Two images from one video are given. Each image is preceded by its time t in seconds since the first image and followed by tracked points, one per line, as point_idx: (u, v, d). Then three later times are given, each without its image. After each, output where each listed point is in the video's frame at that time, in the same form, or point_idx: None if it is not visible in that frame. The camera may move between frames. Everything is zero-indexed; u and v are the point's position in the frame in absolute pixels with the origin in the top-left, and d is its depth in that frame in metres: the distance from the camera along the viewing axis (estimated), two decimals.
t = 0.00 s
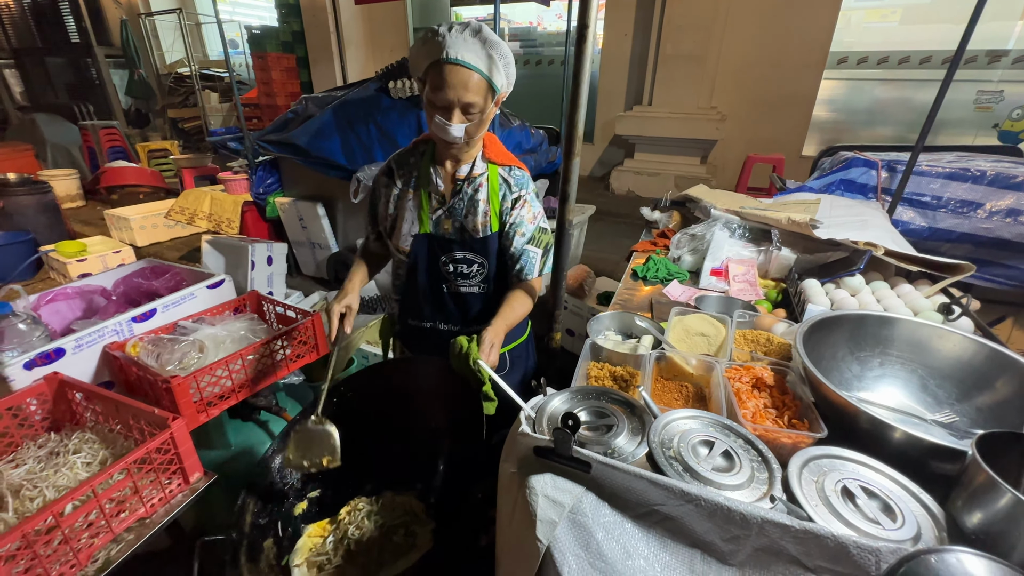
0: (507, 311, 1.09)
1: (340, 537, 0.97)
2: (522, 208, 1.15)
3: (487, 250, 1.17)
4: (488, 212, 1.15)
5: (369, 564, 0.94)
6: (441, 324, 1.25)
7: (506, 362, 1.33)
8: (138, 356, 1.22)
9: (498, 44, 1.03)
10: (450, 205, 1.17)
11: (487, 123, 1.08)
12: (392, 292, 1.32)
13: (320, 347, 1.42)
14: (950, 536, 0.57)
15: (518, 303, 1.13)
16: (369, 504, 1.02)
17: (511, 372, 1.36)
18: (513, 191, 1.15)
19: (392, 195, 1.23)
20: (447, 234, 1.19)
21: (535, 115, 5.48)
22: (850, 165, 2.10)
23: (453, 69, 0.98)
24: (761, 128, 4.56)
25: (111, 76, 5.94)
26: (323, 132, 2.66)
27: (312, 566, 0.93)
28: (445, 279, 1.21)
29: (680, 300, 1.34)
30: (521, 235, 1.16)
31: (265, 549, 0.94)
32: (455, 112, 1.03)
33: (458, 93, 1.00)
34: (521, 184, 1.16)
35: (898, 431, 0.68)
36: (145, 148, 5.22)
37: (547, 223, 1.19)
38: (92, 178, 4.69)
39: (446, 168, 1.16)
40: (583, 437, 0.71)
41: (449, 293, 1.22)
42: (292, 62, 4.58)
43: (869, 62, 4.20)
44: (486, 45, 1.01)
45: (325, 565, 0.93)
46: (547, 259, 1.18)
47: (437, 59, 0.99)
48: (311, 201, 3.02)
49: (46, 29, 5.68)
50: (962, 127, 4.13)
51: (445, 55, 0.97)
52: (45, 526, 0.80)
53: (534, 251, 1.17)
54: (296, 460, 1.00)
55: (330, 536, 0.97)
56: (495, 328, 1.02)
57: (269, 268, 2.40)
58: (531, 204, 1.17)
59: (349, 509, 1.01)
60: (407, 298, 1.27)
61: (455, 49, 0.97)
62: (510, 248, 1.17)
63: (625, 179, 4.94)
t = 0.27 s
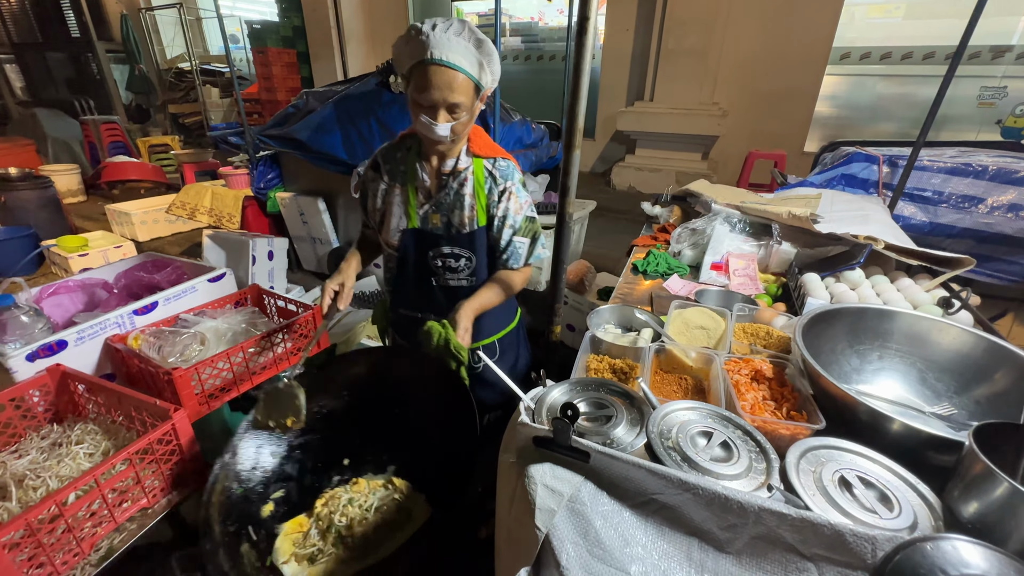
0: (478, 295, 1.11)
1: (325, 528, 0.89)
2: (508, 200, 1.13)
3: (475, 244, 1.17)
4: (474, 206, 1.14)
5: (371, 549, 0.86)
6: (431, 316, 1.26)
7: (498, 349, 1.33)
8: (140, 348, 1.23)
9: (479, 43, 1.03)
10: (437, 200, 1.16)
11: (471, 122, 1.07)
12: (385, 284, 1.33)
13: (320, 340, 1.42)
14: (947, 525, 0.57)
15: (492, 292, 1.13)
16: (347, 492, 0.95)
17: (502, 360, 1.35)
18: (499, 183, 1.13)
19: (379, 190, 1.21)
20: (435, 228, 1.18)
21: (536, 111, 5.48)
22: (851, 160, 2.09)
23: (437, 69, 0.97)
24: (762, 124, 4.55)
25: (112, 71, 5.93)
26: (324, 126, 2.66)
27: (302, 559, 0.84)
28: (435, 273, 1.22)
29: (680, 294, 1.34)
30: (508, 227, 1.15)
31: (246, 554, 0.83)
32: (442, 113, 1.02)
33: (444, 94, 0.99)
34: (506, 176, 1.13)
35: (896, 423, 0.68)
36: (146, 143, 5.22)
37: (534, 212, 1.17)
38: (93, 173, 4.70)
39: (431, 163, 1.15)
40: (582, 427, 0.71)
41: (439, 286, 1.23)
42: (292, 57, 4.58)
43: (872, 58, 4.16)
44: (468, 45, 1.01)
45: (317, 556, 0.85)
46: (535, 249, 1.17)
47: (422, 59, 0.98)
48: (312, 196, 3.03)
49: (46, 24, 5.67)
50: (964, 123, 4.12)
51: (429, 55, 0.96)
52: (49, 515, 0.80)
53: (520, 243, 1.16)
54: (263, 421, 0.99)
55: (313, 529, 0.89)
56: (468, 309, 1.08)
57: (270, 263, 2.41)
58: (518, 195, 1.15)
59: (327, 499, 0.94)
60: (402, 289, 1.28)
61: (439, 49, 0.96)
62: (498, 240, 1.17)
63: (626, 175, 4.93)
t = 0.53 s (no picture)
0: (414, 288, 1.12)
1: (289, 530, 0.82)
2: (470, 196, 1.12)
3: (436, 237, 1.15)
4: (438, 198, 1.12)
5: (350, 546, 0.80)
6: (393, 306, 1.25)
7: (465, 338, 1.27)
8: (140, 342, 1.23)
9: (453, 38, 1.02)
10: (404, 190, 1.13)
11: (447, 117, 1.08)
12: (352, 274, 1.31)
13: (320, 335, 1.42)
14: (948, 517, 0.57)
15: (427, 285, 1.14)
16: (295, 493, 0.87)
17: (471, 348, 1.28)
18: (463, 179, 1.12)
19: (347, 180, 1.18)
20: (402, 219, 1.15)
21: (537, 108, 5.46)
22: (853, 156, 2.09)
23: (416, 66, 0.97)
24: (764, 120, 4.54)
25: (111, 67, 5.91)
26: (324, 121, 2.65)
27: (278, 565, 0.78)
28: (398, 264, 1.20)
29: (681, 289, 1.34)
30: (465, 222, 1.13)
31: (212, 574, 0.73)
32: (421, 109, 1.02)
33: (423, 91, 0.99)
34: (471, 172, 1.12)
35: (897, 416, 0.69)
36: (145, 139, 5.20)
37: (493, 211, 1.16)
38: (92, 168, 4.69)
39: (400, 156, 1.13)
40: (582, 420, 0.71)
41: (401, 276, 1.21)
42: (292, 53, 4.56)
43: (873, 55, 4.15)
44: (444, 40, 1.00)
45: (294, 559, 0.79)
46: (489, 246, 1.17)
47: (399, 56, 0.98)
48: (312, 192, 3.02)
49: (45, 19, 5.65)
50: (966, 120, 4.11)
51: (408, 52, 0.96)
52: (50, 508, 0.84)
53: (476, 238, 1.14)
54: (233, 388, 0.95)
55: (276, 536, 0.81)
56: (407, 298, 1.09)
57: (270, 258, 2.40)
58: (480, 192, 1.14)
59: (271, 508, 0.85)
60: (367, 278, 1.25)
61: (416, 46, 0.96)
62: (456, 235, 1.15)
63: (627, 172, 4.92)
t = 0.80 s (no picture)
0: (394, 291, 1.09)
1: (277, 541, 0.93)
2: (453, 197, 1.11)
3: (417, 235, 1.15)
4: (422, 196, 1.12)
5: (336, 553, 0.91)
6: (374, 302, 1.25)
7: (448, 334, 1.28)
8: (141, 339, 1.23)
9: (443, 36, 1.02)
10: (389, 187, 1.14)
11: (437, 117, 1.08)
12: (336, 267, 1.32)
13: (319, 331, 1.42)
14: (949, 514, 0.57)
15: (409, 286, 1.12)
16: (277, 507, 0.98)
17: (455, 344, 1.30)
18: (448, 179, 1.11)
19: (334, 174, 1.20)
20: (385, 216, 1.16)
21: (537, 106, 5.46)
22: (853, 155, 2.09)
23: (408, 64, 0.98)
24: (764, 119, 4.55)
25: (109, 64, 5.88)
26: (324, 119, 2.65)
27: None
28: (381, 259, 1.20)
29: (682, 287, 1.34)
30: (446, 222, 1.13)
31: None
32: (411, 106, 1.02)
33: (412, 88, 0.99)
34: (456, 173, 1.12)
35: (898, 413, 0.69)
36: (144, 136, 5.19)
37: (476, 213, 1.15)
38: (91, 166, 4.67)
39: (387, 154, 1.13)
40: (584, 416, 0.72)
41: (383, 272, 1.21)
42: (292, 50, 4.55)
43: (873, 54, 4.15)
44: (435, 39, 1.00)
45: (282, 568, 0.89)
46: (467, 248, 1.15)
47: (392, 55, 0.98)
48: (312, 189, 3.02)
49: (44, 16, 5.63)
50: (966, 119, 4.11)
51: (400, 51, 0.97)
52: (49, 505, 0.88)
53: (456, 238, 1.14)
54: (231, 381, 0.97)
55: (265, 546, 0.91)
56: (385, 301, 1.06)
57: (270, 256, 2.40)
58: (463, 194, 1.13)
59: (253, 518, 0.96)
60: (349, 273, 1.26)
61: (409, 46, 0.96)
62: (437, 234, 1.15)
63: (627, 170, 4.90)
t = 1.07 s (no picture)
0: (400, 293, 1.09)
1: (274, 534, 0.92)
2: (456, 194, 1.10)
3: (421, 232, 1.14)
4: (425, 193, 1.11)
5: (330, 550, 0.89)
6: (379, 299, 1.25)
7: (452, 334, 1.25)
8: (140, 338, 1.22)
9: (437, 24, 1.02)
10: (391, 185, 1.13)
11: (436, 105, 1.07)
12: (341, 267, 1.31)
13: (319, 330, 1.42)
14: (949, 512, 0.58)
15: (414, 287, 1.11)
16: (276, 502, 0.98)
17: (460, 344, 1.27)
18: (450, 176, 1.10)
19: (337, 173, 1.20)
20: (388, 214, 1.15)
21: (536, 105, 5.46)
22: (853, 153, 2.09)
23: (403, 50, 0.98)
24: (764, 118, 4.54)
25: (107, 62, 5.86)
26: (323, 117, 2.65)
27: (261, 569, 0.86)
28: (385, 257, 1.19)
29: (681, 286, 1.34)
30: (450, 220, 1.11)
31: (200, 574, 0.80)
32: (407, 92, 1.02)
33: (407, 74, 0.99)
34: (459, 170, 1.10)
35: (898, 412, 0.69)
36: (143, 134, 5.18)
37: (480, 208, 1.12)
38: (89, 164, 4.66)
39: (389, 151, 1.13)
40: (585, 415, 0.71)
41: (387, 269, 1.20)
42: (290, 48, 4.54)
43: (873, 52, 4.14)
44: (428, 26, 1.00)
45: (278, 562, 0.87)
46: (473, 245, 1.12)
47: (386, 42, 0.98)
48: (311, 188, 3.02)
49: (41, 13, 5.60)
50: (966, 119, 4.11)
51: (394, 37, 0.97)
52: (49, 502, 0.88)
53: (461, 235, 1.12)
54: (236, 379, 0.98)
55: (261, 539, 0.90)
56: (393, 302, 1.06)
57: (269, 254, 2.40)
58: (466, 189, 1.11)
59: (253, 511, 0.95)
60: (354, 272, 1.26)
61: (403, 32, 0.96)
62: (441, 231, 1.13)
63: (627, 169, 4.90)
